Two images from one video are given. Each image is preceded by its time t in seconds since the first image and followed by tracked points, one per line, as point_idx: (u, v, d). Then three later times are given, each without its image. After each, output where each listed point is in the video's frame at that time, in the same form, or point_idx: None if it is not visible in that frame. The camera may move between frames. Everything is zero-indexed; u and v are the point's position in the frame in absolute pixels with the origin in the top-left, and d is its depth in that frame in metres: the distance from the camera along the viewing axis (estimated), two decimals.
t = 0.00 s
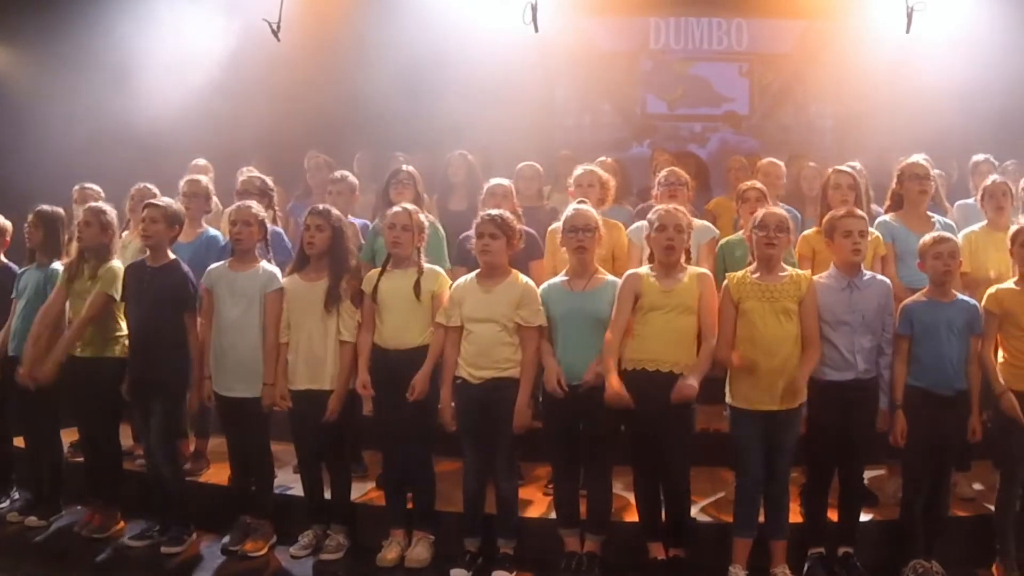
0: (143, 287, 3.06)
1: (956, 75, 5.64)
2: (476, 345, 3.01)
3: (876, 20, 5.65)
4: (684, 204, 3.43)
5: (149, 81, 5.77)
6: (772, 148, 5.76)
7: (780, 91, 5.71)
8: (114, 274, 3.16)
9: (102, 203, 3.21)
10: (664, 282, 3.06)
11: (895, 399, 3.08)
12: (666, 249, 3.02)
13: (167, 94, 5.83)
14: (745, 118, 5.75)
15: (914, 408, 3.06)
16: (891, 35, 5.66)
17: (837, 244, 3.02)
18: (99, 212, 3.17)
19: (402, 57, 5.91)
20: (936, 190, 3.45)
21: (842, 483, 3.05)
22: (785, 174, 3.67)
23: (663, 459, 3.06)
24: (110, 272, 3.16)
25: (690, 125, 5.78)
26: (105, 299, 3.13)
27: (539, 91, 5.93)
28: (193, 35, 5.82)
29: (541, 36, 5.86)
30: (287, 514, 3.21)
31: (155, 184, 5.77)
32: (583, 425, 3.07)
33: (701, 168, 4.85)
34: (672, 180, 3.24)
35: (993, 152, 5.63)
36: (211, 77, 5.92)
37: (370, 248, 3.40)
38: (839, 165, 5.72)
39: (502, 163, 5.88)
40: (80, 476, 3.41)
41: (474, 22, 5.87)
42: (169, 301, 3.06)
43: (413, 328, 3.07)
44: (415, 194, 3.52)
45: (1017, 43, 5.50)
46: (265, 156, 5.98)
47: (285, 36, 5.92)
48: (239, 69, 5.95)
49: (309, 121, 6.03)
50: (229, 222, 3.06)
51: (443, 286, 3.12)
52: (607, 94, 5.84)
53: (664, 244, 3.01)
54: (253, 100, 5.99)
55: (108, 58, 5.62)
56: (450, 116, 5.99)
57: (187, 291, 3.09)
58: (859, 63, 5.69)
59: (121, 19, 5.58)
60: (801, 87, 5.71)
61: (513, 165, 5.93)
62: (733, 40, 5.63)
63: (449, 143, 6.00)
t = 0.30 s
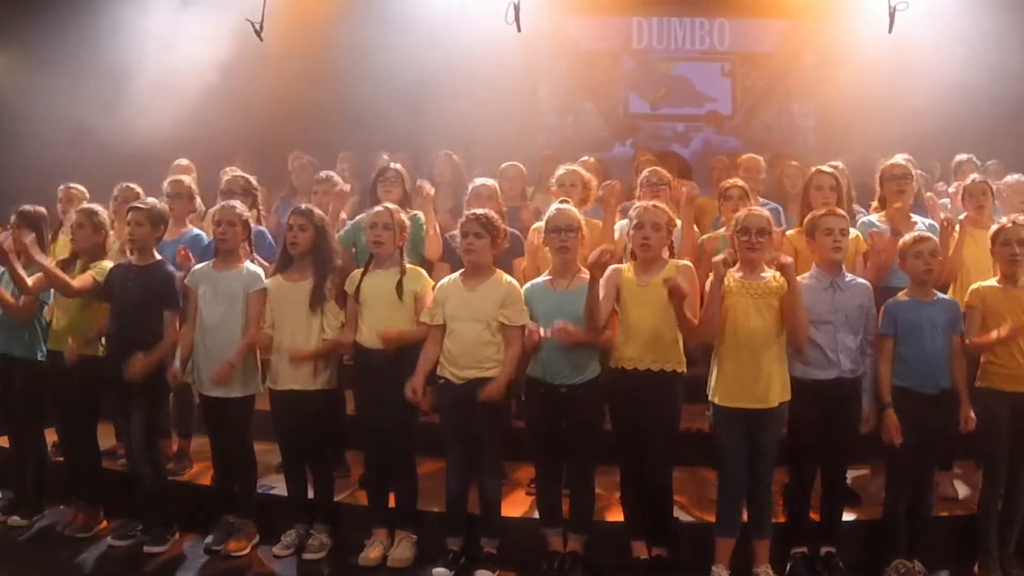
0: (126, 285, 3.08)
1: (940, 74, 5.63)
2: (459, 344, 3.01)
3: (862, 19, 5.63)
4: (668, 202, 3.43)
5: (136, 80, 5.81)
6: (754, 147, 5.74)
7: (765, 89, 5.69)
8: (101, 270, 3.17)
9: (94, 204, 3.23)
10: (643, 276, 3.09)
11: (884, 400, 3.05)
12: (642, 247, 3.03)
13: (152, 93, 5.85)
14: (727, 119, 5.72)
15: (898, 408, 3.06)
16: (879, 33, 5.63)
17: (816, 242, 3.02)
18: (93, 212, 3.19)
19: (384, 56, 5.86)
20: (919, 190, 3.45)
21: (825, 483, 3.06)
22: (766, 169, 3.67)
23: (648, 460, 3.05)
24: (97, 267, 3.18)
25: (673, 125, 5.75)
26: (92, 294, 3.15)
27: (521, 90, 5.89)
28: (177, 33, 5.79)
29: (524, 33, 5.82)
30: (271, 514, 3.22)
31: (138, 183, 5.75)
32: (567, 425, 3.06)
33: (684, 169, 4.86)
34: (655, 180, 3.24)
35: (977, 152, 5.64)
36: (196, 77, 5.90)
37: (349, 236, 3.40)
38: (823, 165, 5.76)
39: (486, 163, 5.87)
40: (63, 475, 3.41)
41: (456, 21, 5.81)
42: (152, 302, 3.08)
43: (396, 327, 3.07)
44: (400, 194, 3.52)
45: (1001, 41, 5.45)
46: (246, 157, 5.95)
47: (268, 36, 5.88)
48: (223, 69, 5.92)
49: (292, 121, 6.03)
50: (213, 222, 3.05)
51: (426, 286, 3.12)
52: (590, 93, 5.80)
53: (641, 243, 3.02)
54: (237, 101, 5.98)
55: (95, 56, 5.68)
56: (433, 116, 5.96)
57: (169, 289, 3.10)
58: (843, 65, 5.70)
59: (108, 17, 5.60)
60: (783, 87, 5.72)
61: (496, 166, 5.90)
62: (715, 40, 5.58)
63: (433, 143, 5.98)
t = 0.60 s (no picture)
0: (110, 287, 3.08)
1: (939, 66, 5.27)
2: (441, 343, 3.02)
3: (850, 19, 5.35)
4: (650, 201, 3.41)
5: (118, 84, 5.45)
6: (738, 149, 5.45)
7: (747, 89, 5.39)
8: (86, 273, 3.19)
9: (80, 208, 3.25)
10: (626, 275, 3.12)
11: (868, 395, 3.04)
12: (627, 247, 3.06)
13: (134, 93, 5.48)
14: (709, 118, 5.44)
15: (879, 407, 3.07)
16: (863, 34, 5.35)
17: (797, 243, 3.05)
18: (79, 216, 3.21)
19: (355, 58, 5.57)
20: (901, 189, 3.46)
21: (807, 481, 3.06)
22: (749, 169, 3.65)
23: (630, 459, 3.05)
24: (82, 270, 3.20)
25: (655, 125, 5.51)
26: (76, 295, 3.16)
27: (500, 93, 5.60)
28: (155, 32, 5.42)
29: (505, 34, 5.54)
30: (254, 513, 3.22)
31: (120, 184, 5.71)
32: (549, 424, 3.06)
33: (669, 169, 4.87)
34: (637, 180, 3.25)
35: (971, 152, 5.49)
36: (178, 79, 5.55)
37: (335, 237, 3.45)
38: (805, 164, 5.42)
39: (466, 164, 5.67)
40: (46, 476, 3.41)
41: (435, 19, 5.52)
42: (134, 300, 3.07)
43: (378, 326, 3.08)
44: (383, 194, 3.52)
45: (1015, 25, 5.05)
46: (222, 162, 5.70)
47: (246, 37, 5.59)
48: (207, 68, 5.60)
49: (275, 125, 5.72)
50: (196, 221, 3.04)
51: (409, 285, 3.14)
52: (569, 94, 5.54)
53: (627, 241, 3.05)
54: (222, 103, 5.65)
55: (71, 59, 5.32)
56: (417, 123, 5.68)
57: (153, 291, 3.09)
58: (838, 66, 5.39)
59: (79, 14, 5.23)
60: (765, 87, 5.41)
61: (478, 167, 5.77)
62: (698, 40, 5.34)
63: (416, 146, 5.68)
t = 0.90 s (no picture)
0: (94, 286, 3.09)
1: (897, 73, 5.72)
2: (425, 343, 3.02)
3: (825, 20, 5.67)
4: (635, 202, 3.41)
5: (127, 84, 5.90)
6: (718, 149, 5.69)
7: (728, 89, 5.64)
8: (68, 269, 3.20)
9: (62, 204, 3.24)
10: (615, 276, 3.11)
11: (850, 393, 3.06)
12: (614, 247, 3.05)
13: (145, 93, 5.93)
14: (692, 118, 5.68)
15: (863, 407, 3.06)
16: (845, 33, 5.68)
17: (779, 242, 3.05)
18: (61, 212, 3.21)
19: (350, 54, 5.84)
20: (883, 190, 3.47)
21: (790, 482, 3.06)
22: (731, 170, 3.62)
23: (614, 460, 3.04)
24: (63, 267, 3.20)
25: (638, 125, 5.71)
26: (58, 295, 3.15)
27: (487, 90, 5.88)
28: (148, 36, 5.86)
29: (491, 33, 5.82)
30: (236, 514, 3.22)
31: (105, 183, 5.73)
32: (532, 424, 3.07)
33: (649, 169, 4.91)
34: (619, 179, 3.24)
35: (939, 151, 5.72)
36: (168, 77, 5.95)
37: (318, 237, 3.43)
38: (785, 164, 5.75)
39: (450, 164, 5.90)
40: (29, 476, 3.42)
41: (422, 20, 5.82)
42: (117, 301, 3.07)
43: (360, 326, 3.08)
44: (366, 194, 3.53)
45: (953, 43, 5.62)
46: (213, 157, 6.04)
47: (234, 36, 5.91)
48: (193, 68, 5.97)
49: (259, 123, 6.01)
50: (178, 221, 3.05)
51: (392, 285, 3.14)
52: (554, 94, 5.77)
53: (613, 241, 3.04)
54: (208, 96, 6.00)
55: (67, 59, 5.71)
56: (401, 118, 5.95)
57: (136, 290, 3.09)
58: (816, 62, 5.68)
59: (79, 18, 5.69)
60: (746, 88, 5.67)
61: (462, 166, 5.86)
62: (680, 40, 5.60)
63: (394, 143, 5.97)
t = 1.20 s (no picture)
0: (76, 286, 3.09)
1: (880, 75, 5.73)
2: (407, 344, 3.02)
3: (807, 19, 5.70)
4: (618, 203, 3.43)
5: (126, 84, 5.76)
6: (700, 148, 5.78)
7: (710, 90, 5.73)
8: (46, 271, 3.21)
9: (38, 202, 3.26)
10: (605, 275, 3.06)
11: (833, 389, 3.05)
12: (602, 245, 2.98)
13: (144, 93, 5.79)
14: (675, 118, 5.78)
15: (845, 407, 3.06)
16: (827, 33, 5.69)
17: (761, 242, 3.06)
18: (35, 209, 3.21)
19: (334, 54, 5.80)
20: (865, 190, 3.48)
21: (772, 481, 3.06)
22: (713, 169, 3.64)
23: (596, 459, 3.05)
24: (41, 269, 3.21)
25: (620, 125, 5.81)
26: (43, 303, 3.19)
27: (469, 90, 5.91)
28: (136, 35, 5.72)
29: (473, 35, 5.84)
30: (219, 513, 3.23)
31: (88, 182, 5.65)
32: (514, 424, 3.07)
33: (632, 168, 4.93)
34: (601, 178, 3.23)
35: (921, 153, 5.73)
36: (155, 77, 5.80)
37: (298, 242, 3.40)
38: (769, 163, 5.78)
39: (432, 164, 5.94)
40: (11, 476, 3.43)
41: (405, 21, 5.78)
42: (101, 301, 3.08)
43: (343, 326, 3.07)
44: (346, 194, 3.53)
45: (937, 47, 5.59)
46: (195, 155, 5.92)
47: (217, 36, 5.80)
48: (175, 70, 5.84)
49: (239, 124, 5.94)
50: (159, 221, 3.06)
51: (374, 285, 3.13)
52: (540, 94, 5.86)
53: (601, 240, 2.97)
54: (188, 97, 5.88)
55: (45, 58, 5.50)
56: (382, 120, 5.91)
57: (118, 291, 3.10)
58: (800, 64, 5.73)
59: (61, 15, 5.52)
60: (730, 88, 5.74)
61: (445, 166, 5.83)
62: (663, 40, 5.68)
63: (374, 144, 5.91)
